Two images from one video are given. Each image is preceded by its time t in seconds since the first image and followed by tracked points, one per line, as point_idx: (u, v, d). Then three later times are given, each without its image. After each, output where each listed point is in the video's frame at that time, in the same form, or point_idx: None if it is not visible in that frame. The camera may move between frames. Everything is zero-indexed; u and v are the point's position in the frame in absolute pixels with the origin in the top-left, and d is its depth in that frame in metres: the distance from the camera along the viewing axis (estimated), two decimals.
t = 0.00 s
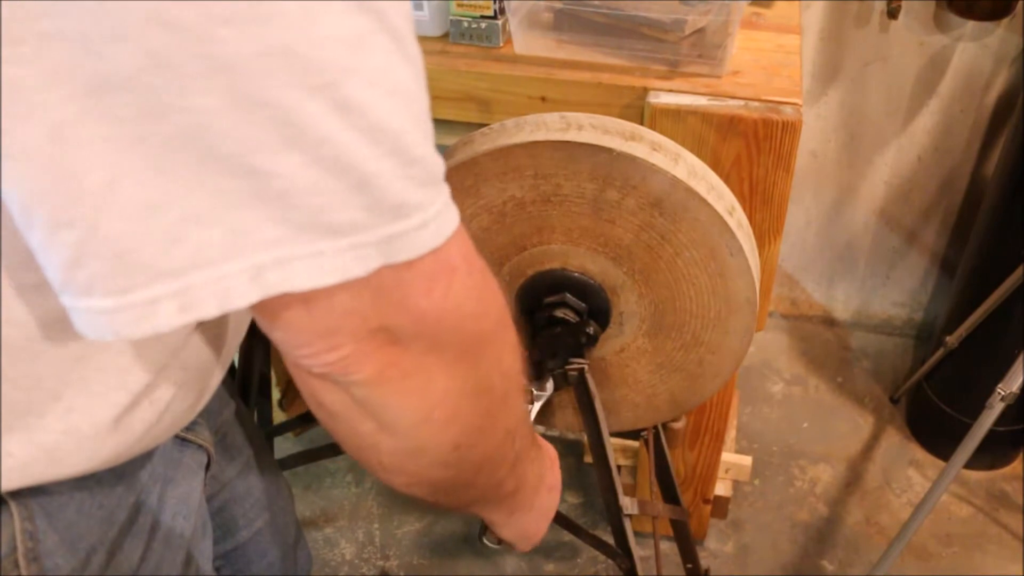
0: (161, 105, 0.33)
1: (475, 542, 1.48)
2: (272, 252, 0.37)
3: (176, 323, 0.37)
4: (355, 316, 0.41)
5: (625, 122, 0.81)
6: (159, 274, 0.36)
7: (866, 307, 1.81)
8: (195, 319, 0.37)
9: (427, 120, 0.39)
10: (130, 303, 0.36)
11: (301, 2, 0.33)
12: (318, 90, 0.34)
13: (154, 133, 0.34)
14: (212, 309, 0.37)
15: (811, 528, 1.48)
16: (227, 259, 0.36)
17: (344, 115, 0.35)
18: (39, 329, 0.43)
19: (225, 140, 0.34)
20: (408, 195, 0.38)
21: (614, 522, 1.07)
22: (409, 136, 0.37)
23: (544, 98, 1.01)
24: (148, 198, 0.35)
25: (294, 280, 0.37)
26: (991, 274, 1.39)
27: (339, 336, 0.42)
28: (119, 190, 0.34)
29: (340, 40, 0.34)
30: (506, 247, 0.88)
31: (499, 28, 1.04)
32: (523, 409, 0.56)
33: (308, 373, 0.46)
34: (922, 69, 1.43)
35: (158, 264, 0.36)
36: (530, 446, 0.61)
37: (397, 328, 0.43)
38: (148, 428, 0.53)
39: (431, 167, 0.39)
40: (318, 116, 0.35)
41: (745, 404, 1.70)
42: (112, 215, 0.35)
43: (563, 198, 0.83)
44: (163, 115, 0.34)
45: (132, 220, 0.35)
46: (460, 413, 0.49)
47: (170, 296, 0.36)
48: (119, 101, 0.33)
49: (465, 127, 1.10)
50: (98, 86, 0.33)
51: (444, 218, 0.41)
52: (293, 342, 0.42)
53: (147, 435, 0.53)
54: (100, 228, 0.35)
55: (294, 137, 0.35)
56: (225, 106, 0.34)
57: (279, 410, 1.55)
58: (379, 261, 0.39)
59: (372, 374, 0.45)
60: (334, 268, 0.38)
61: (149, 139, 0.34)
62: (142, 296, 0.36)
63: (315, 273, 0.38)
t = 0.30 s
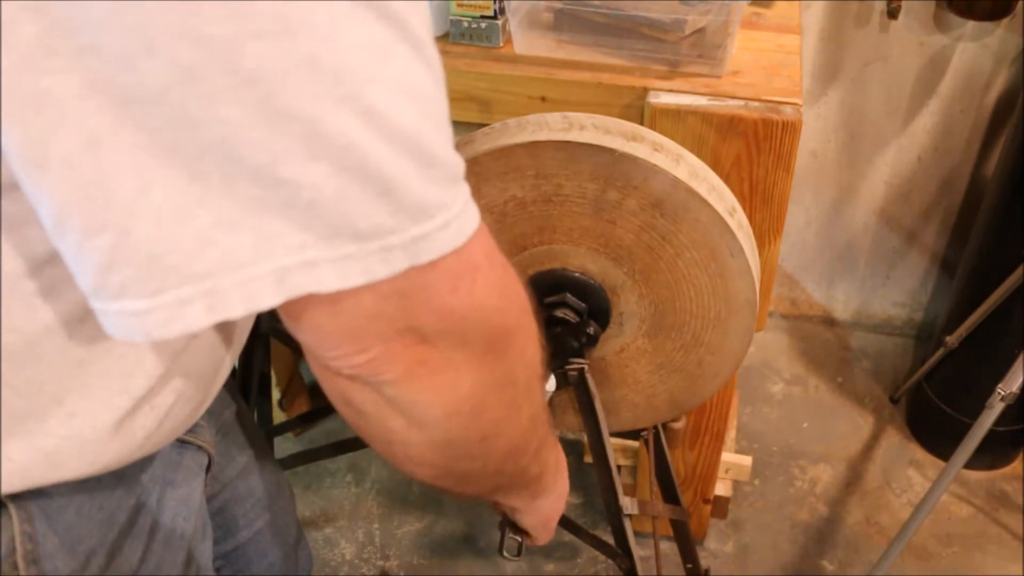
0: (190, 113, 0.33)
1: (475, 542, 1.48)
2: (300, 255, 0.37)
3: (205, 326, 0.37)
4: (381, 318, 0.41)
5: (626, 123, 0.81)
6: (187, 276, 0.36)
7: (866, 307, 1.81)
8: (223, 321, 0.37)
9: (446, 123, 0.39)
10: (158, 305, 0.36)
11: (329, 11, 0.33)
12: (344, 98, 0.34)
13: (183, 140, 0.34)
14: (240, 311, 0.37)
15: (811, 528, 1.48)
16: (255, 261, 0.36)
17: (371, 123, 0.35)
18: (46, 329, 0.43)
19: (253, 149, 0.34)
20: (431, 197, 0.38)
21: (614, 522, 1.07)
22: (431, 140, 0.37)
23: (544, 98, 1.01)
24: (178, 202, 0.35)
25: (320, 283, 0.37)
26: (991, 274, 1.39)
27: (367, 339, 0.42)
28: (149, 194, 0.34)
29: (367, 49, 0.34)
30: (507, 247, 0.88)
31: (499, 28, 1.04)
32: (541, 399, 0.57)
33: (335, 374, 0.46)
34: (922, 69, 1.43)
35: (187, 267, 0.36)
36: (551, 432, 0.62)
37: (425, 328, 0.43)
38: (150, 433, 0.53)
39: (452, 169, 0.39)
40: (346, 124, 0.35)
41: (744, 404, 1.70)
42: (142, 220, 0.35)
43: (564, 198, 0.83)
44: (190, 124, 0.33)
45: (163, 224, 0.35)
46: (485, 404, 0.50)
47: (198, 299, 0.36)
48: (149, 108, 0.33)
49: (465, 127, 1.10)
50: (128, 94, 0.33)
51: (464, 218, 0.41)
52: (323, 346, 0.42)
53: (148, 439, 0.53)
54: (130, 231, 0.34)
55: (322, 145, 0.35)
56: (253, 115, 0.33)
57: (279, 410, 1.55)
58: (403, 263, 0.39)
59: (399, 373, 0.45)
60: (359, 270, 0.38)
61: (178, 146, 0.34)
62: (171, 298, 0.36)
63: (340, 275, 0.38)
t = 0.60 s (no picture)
0: (192, 119, 0.33)
1: (475, 542, 1.48)
2: (303, 263, 0.37)
3: (207, 333, 0.37)
4: (385, 325, 0.41)
5: (632, 124, 0.81)
6: (192, 283, 0.36)
7: (866, 307, 1.81)
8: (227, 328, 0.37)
9: (449, 128, 0.39)
10: (162, 312, 0.36)
11: (331, 15, 0.33)
12: (345, 103, 0.34)
13: (185, 146, 0.34)
14: (244, 318, 0.37)
15: (811, 528, 1.48)
16: (258, 268, 0.36)
17: (374, 128, 0.35)
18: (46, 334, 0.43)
19: (255, 155, 0.34)
20: (433, 203, 0.38)
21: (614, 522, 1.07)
22: (434, 146, 0.37)
23: (544, 98, 1.01)
24: (182, 208, 0.35)
25: (323, 290, 0.37)
26: (991, 274, 1.39)
27: (372, 346, 0.42)
28: (152, 201, 0.34)
29: (368, 54, 0.34)
30: (509, 246, 0.87)
31: (499, 28, 1.04)
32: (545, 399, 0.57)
33: (340, 384, 0.46)
34: (923, 69, 1.43)
35: (190, 274, 0.36)
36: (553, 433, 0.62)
37: (430, 334, 0.43)
38: (146, 438, 0.52)
39: (454, 174, 0.39)
40: (347, 130, 0.34)
41: (745, 404, 1.70)
42: (144, 226, 0.35)
43: (567, 199, 0.83)
44: (192, 130, 0.33)
45: (166, 230, 0.35)
46: (491, 406, 0.50)
47: (202, 305, 0.36)
48: (151, 114, 0.33)
49: (465, 127, 1.10)
50: (130, 100, 0.33)
51: (467, 223, 0.41)
52: (326, 354, 0.42)
53: (145, 444, 0.53)
54: (133, 238, 0.34)
55: (324, 151, 0.34)
56: (254, 122, 0.33)
57: (279, 410, 1.55)
58: (406, 269, 0.39)
59: (405, 381, 0.45)
60: (363, 277, 0.38)
61: (180, 152, 0.34)
62: (174, 305, 0.36)
63: (344, 282, 0.38)
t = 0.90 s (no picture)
0: (166, 129, 0.33)
1: (475, 542, 1.49)
2: (280, 275, 0.37)
3: (184, 345, 0.36)
4: (365, 337, 0.41)
5: (640, 128, 0.81)
6: (166, 296, 0.36)
7: (866, 307, 1.81)
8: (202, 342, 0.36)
9: (429, 137, 0.39)
10: (136, 325, 0.36)
11: (306, 24, 0.33)
12: (321, 113, 0.34)
13: (159, 157, 0.34)
14: (219, 332, 0.36)
15: (811, 528, 1.48)
16: (234, 281, 0.36)
17: (350, 138, 0.35)
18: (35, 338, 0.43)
19: (230, 166, 0.34)
20: (412, 212, 0.38)
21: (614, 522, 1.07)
22: (412, 155, 0.37)
23: (543, 98, 1.01)
24: (156, 220, 0.35)
25: (300, 302, 0.37)
26: (990, 274, 1.39)
27: (352, 358, 0.42)
28: (125, 213, 0.34)
29: (344, 64, 0.34)
30: (511, 245, 0.87)
31: (499, 28, 1.04)
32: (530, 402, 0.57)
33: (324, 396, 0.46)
34: (922, 69, 1.43)
35: (165, 287, 0.35)
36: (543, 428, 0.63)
37: (411, 345, 0.43)
38: (138, 441, 0.52)
39: (433, 184, 0.39)
40: (323, 139, 0.35)
41: (744, 404, 1.70)
42: (119, 237, 0.34)
43: (572, 200, 0.83)
44: (166, 141, 0.33)
45: (139, 243, 0.35)
46: (481, 409, 0.50)
47: (176, 319, 0.36)
48: (125, 124, 0.33)
49: (465, 127, 1.10)
50: (104, 110, 0.33)
51: (447, 233, 0.41)
52: (307, 367, 0.42)
53: (137, 448, 0.53)
54: (106, 250, 0.34)
55: (300, 161, 0.35)
56: (230, 131, 0.33)
57: (280, 410, 1.56)
58: (384, 280, 0.39)
59: (388, 393, 0.45)
60: (341, 288, 0.38)
61: (154, 163, 0.34)
62: (148, 319, 0.36)
63: (321, 294, 0.38)
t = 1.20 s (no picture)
0: (118, 116, 0.31)
1: (475, 542, 1.49)
2: (241, 279, 0.34)
3: (135, 351, 0.34)
4: (320, 352, 0.39)
5: (646, 131, 0.81)
6: (117, 298, 0.33)
7: (865, 307, 1.81)
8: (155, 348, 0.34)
9: (401, 131, 0.37)
10: (85, 327, 0.33)
11: (268, 6, 0.31)
12: (285, 101, 0.32)
13: (110, 146, 0.31)
14: (174, 338, 0.34)
15: (811, 528, 1.48)
16: (191, 284, 0.34)
17: (314, 130, 0.33)
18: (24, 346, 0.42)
19: (187, 157, 0.32)
20: (381, 212, 0.36)
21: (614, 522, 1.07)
22: (382, 150, 0.35)
23: (544, 98, 1.01)
24: (106, 216, 0.32)
25: (263, 310, 0.35)
26: (990, 274, 1.39)
27: (306, 374, 0.40)
28: (71, 208, 0.32)
29: (308, 50, 0.32)
30: (512, 244, 0.87)
31: (499, 28, 1.04)
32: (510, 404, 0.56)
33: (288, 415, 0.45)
34: (922, 70, 1.43)
35: (115, 288, 0.33)
36: (525, 429, 0.62)
37: (366, 360, 0.42)
38: (130, 442, 0.52)
39: (405, 182, 0.37)
40: (286, 129, 0.33)
41: (744, 404, 1.70)
42: (67, 232, 0.32)
43: (577, 200, 0.83)
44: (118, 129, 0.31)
45: (87, 239, 0.32)
46: (447, 420, 0.50)
47: (127, 323, 0.34)
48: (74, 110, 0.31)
49: (465, 127, 1.10)
50: (51, 94, 0.30)
51: (417, 237, 0.39)
52: (257, 383, 0.40)
53: (129, 448, 0.53)
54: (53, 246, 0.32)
55: (262, 153, 0.33)
56: (186, 119, 0.31)
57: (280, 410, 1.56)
58: (353, 287, 0.37)
59: (347, 407, 0.44)
60: (308, 294, 0.35)
61: (105, 153, 0.31)
62: (98, 321, 0.33)
63: (286, 300, 0.35)
